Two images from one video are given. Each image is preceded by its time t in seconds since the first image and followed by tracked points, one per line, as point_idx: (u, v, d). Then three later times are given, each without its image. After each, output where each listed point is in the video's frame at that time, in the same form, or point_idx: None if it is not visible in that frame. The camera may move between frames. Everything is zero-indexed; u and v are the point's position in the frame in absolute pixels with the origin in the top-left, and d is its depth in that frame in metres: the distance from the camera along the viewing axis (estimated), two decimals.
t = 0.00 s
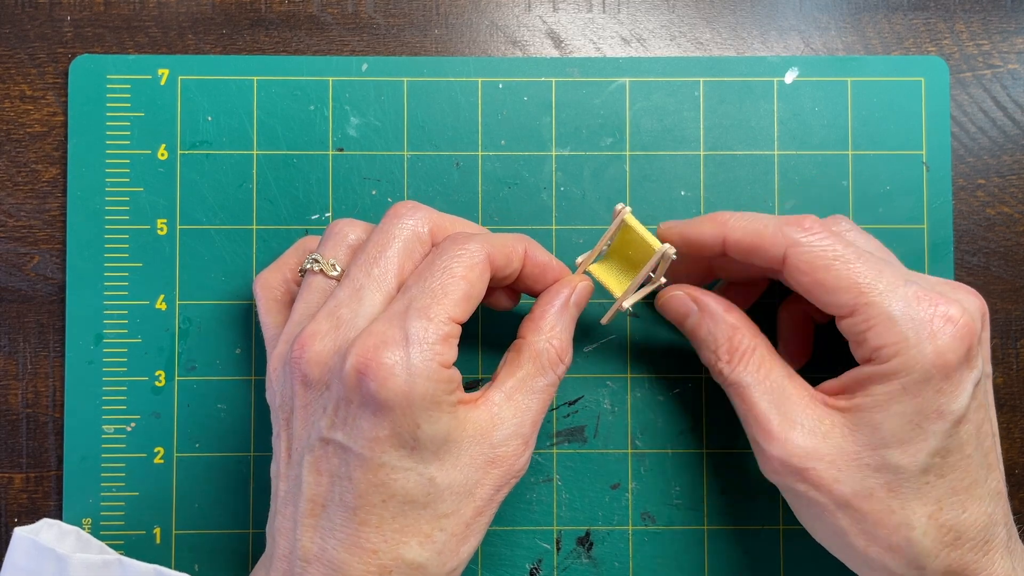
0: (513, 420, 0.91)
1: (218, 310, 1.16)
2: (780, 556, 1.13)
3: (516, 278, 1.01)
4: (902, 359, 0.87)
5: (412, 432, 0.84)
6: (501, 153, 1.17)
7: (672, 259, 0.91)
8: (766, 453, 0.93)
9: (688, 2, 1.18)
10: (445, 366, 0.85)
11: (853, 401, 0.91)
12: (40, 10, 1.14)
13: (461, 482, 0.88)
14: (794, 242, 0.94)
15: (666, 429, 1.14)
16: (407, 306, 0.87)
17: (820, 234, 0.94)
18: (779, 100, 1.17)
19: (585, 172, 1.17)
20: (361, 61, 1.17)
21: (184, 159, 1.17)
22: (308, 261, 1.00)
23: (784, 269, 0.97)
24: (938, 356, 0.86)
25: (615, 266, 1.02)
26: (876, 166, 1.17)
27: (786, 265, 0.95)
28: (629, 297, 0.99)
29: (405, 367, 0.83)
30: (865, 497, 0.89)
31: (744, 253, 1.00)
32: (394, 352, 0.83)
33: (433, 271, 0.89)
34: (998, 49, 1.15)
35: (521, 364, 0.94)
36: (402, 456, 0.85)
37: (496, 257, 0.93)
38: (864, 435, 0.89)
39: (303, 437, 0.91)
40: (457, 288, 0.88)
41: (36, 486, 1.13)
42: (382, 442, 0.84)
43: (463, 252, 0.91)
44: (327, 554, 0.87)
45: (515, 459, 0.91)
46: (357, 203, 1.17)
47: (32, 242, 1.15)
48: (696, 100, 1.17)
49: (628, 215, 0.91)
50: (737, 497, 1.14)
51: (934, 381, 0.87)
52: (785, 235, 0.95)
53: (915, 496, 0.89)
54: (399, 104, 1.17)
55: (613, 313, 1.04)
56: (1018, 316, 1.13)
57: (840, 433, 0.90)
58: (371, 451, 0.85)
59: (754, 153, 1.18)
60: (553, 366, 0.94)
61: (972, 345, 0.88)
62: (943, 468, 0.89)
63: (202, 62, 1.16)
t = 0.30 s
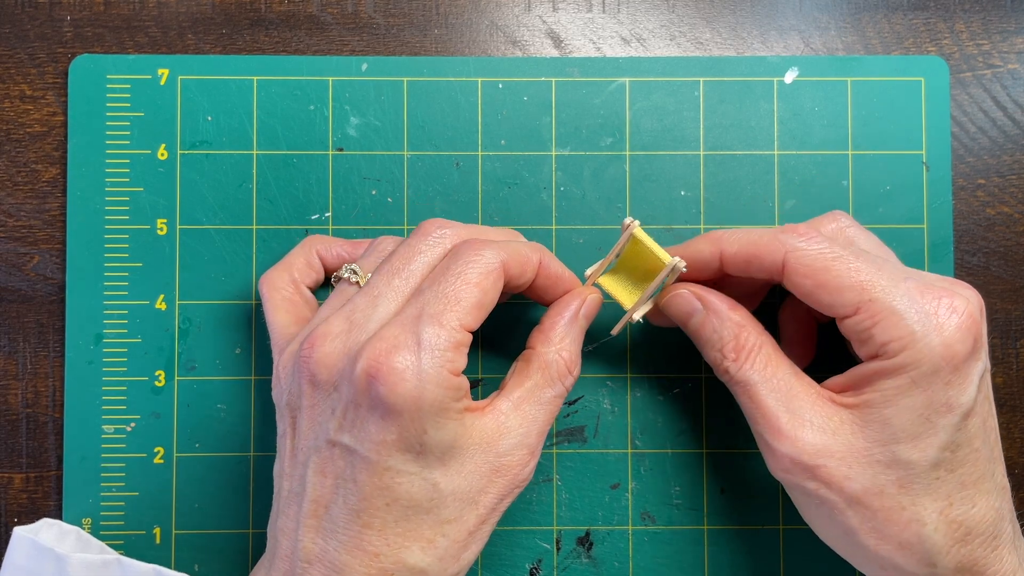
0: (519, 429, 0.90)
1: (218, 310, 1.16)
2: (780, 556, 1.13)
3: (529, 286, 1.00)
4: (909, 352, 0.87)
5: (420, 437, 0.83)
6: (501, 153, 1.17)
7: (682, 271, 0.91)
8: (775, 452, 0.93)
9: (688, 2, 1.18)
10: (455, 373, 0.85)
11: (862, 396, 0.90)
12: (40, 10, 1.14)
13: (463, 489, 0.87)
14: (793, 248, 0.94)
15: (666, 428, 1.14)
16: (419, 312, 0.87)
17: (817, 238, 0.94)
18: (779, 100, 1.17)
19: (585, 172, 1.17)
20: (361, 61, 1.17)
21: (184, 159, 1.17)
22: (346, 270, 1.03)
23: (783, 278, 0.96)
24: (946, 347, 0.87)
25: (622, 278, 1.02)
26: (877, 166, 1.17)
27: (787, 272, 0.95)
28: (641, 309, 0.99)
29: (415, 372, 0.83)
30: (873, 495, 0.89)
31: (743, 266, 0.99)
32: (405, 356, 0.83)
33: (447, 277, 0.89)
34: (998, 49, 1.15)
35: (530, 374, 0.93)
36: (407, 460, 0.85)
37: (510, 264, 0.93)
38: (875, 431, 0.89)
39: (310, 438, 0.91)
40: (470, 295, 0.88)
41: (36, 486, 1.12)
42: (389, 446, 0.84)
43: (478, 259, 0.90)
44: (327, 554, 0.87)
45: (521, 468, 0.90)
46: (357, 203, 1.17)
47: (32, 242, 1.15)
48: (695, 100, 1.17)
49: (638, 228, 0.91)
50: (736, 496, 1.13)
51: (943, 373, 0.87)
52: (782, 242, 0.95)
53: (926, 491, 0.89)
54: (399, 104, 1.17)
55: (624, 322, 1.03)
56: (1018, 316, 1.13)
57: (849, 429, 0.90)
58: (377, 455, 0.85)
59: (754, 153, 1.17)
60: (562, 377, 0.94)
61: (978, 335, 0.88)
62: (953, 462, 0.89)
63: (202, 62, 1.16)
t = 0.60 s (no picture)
0: (528, 445, 0.88)
1: (218, 310, 1.16)
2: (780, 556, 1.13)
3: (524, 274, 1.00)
4: (910, 351, 0.87)
5: (411, 438, 0.83)
6: (501, 153, 1.17)
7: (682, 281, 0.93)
8: (780, 455, 0.92)
9: (688, 2, 1.18)
10: (445, 376, 0.84)
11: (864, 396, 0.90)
12: (40, 10, 1.14)
13: (462, 502, 0.85)
14: (788, 253, 0.93)
15: (666, 428, 1.14)
16: (409, 311, 0.85)
17: (810, 243, 0.94)
18: (779, 100, 1.17)
19: (585, 172, 1.17)
20: (361, 61, 1.17)
21: (184, 159, 1.17)
22: (367, 275, 1.07)
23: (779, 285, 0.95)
24: (946, 345, 0.87)
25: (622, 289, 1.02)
26: (877, 166, 1.17)
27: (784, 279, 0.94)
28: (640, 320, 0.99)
29: (404, 373, 0.82)
30: (880, 496, 0.89)
31: (738, 275, 0.99)
32: (395, 357, 0.83)
33: (437, 271, 0.88)
34: (998, 49, 1.15)
35: (530, 389, 0.91)
36: (398, 462, 0.84)
37: (503, 253, 0.93)
38: (878, 432, 0.89)
39: (303, 433, 0.92)
40: (460, 290, 0.87)
41: (36, 486, 1.13)
42: (380, 447, 0.84)
43: (469, 251, 0.89)
44: (328, 556, 0.87)
45: (532, 487, 0.87)
46: (357, 203, 1.17)
47: (32, 242, 1.14)
48: (695, 100, 1.17)
49: (635, 240, 0.90)
50: (736, 497, 1.14)
51: (944, 370, 0.87)
52: (777, 247, 0.94)
53: (932, 489, 0.89)
54: (399, 104, 1.17)
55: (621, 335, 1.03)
56: (1018, 316, 1.13)
57: (853, 430, 0.90)
58: (368, 455, 0.85)
59: (754, 153, 1.17)
60: (564, 388, 0.92)
61: (976, 332, 0.89)
62: (957, 459, 0.90)
63: (201, 62, 1.16)
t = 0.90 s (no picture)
0: (469, 399, 0.91)
1: (218, 310, 1.16)
2: (780, 556, 1.13)
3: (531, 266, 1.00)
4: (912, 355, 0.87)
5: (368, 410, 0.84)
6: (500, 153, 1.17)
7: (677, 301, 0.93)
8: (789, 468, 0.92)
9: (688, 2, 1.18)
10: (405, 353, 0.86)
11: (869, 403, 0.91)
12: (40, 10, 1.14)
13: (416, 466, 0.87)
14: (780, 265, 0.94)
15: (666, 429, 1.14)
16: (389, 289, 0.88)
17: (802, 253, 0.94)
18: (779, 99, 1.17)
19: (585, 172, 1.17)
20: (361, 61, 1.17)
21: (184, 159, 1.17)
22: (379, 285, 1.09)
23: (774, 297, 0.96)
24: (947, 347, 0.87)
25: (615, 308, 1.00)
26: (877, 166, 1.17)
27: (779, 290, 0.94)
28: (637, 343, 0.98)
29: (365, 346, 0.84)
30: (893, 502, 0.89)
31: (731, 289, 0.99)
32: (359, 329, 0.85)
33: (429, 265, 0.90)
34: (999, 49, 1.15)
35: (469, 343, 0.94)
36: (356, 433, 0.85)
37: (505, 256, 0.93)
38: (886, 438, 0.89)
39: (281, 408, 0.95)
40: (445, 286, 0.89)
41: (36, 486, 1.13)
42: (338, 416, 0.85)
43: (469, 251, 0.91)
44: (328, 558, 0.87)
45: (475, 438, 0.90)
46: (356, 203, 1.17)
47: (32, 242, 1.14)
48: (695, 100, 1.17)
49: (628, 263, 0.90)
50: (736, 497, 1.13)
51: (947, 372, 0.87)
52: (769, 260, 0.94)
53: (943, 489, 0.89)
54: (399, 104, 1.17)
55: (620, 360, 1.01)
56: (1018, 316, 1.13)
57: (860, 438, 0.90)
58: (328, 425, 0.85)
59: (754, 153, 1.17)
60: (508, 351, 0.94)
61: (976, 330, 0.89)
62: (966, 460, 0.89)
63: (201, 62, 1.16)
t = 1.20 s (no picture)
0: (475, 405, 0.91)
1: (218, 310, 1.16)
2: (779, 556, 1.13)
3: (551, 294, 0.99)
4: (911, 360, 0.87)
5: (372, 408, 0.84)
6: (500, 153, 1.17)
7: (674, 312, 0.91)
8: (793, 473, 0.92)
9: (688, 2, 1.18)
10: (410, 358, 0.86)
11: (870, 407, 0.91)
12: (40, 10, 1.14)
13: (418, 466, 0.87)
14: (775, 274, 0.93)
15: (666, 428, 1.14)
16: (402, 295, 0.88)
17: (797, 261, 0.93)
18: (779, 99, 1.17)
19: (585, 172, 1.17)
20: (361, 61, 1.17)
21: (184, 159, 1.17)
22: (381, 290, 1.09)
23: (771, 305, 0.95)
24: (946, 349, 0.87)
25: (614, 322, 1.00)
26: (877, 166, 1.17)
27: (776, 299, 0.94)
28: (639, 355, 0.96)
29: (372, 346, 0.84)
30: (898, 506, 0.89)
31: (727, 299, 0.98)
32: (367, 328, 0.85)
33: (446, 279, 0.90)
34: (999, 49, 1.15)
35: (486, 352, 0.94)
36: (359, 431, 0.85)
37: (522, 280, 0.92)
38: (889, 442, 0.89)
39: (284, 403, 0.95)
40: (459, 301, 0.89)
41: (36, 486, 1.12)
42: (340, 414, 0.85)
43: (487, 272, 0.91)
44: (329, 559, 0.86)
45: (477, 445, 0.90)
46: (356, 203, 1.17)
47: (32, 242, 1.14)
48: (695, 100, 1.17)
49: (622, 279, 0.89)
50: (736, 497, 1.14)
51: (948, 374, 0.87)
52: (765, 268, 0.94)
53: (946, 490, 0.89)
54: (399, 104, 1.17)
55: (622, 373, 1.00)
56: (1018, 316, 1.13)
57: (863, 442, 0.90)
58: (330, 421, 0.85)
59: (754, 153, 1.17)
60: (522, 365, 0.94)
61: (975, 331, 0.89)
62: (971, 460, 0.89)
63: (201, 62, 1.16)
